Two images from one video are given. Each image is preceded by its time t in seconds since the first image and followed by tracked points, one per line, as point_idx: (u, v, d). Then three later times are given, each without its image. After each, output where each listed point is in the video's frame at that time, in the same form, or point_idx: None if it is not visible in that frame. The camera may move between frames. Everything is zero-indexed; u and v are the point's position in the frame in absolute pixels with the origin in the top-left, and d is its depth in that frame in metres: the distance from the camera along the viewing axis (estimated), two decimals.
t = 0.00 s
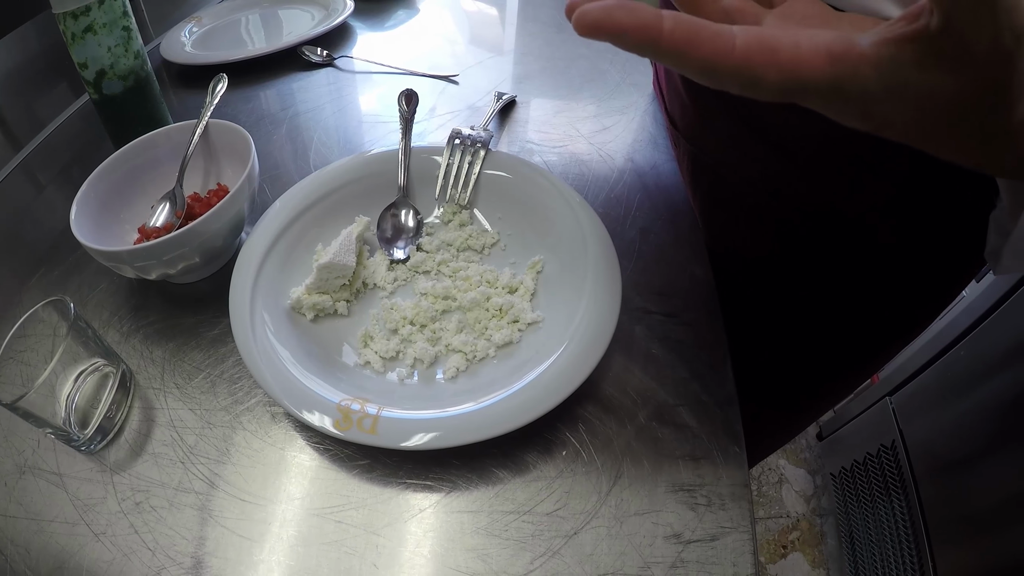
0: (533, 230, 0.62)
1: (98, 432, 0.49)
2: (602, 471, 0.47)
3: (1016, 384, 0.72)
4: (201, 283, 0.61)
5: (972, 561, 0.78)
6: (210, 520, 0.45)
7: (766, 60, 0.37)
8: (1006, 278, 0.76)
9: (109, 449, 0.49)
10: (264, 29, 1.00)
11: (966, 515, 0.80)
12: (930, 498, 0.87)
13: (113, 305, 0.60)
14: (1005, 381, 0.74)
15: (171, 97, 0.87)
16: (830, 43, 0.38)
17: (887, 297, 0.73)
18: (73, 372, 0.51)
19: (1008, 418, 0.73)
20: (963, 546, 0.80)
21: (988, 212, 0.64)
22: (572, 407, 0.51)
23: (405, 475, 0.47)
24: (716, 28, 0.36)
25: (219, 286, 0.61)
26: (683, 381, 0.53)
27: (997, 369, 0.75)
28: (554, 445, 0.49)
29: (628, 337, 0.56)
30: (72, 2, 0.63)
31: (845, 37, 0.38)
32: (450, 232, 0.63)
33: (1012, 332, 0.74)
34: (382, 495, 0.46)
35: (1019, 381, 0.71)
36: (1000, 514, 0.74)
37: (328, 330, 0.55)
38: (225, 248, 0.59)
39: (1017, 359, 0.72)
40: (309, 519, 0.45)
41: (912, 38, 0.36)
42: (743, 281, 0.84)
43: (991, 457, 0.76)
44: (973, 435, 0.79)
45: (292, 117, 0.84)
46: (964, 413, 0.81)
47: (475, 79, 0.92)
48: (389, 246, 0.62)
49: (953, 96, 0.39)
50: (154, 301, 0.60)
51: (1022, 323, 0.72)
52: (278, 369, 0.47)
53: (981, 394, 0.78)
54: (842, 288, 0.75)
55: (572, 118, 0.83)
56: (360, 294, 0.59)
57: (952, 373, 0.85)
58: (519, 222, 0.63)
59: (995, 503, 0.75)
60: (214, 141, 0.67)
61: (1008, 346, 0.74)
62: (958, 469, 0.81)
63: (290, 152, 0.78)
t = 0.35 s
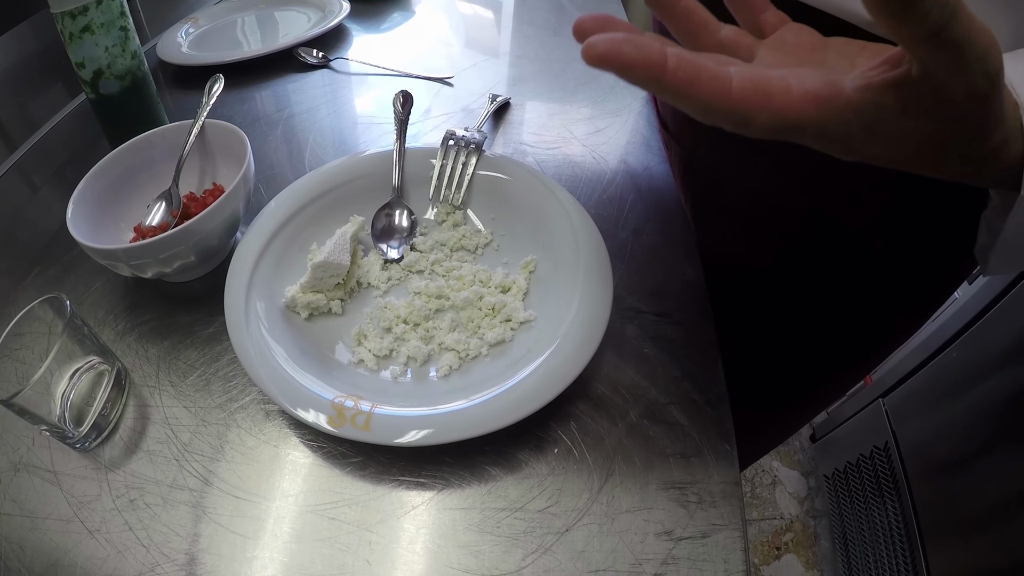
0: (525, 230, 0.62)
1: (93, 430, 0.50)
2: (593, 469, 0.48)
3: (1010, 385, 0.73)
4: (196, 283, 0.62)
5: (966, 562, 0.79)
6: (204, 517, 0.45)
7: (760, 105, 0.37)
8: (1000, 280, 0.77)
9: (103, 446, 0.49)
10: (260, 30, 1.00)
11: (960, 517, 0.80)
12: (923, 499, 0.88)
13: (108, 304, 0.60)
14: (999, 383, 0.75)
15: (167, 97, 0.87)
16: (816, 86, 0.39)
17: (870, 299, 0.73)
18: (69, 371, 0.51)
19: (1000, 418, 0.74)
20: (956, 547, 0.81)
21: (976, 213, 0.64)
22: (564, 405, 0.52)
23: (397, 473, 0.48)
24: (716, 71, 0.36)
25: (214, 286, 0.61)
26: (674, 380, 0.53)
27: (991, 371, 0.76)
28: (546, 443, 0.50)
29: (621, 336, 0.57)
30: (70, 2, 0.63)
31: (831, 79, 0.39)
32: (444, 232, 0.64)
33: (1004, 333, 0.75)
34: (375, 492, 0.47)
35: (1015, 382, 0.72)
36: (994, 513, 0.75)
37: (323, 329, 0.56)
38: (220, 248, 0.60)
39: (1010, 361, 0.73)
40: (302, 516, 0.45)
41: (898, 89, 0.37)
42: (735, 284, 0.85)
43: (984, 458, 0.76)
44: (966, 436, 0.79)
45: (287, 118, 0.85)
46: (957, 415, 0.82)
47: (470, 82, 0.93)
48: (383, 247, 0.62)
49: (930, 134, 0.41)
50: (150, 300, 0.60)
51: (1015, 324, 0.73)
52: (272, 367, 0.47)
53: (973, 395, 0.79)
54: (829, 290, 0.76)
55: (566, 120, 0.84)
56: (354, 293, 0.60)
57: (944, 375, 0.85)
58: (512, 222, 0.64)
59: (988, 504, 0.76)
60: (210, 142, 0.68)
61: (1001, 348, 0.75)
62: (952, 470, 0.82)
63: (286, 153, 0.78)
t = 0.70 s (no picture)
0: (525, 232, 0.63)
1: (97, 428, 0.50)
2: (593, 467, 0.49)
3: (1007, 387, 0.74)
4: (199, 284, 0.62)
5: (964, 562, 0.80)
6: (208, 515, 0.46)
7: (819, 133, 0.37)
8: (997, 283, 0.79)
9: (107, 445, 0.50)
10: (260, 34, 1.01)
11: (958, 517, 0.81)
12: (920, 499, 0.89)
13: (112, 304, 0.61)
14: (997, 385, 0.76)
15: (168, 100, 0.88)
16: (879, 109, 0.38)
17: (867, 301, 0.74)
18: (72, 370, 0.52)
19: (998, 420, 0.75)
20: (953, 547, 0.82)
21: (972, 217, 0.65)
22: (564, 405, 0.53)
23: (399, 471, 0.48)
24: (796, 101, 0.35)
25: (217, 287, 0.62)
26: (673, 380, 0.54)
27: (989, 373, 0.78)
28: (546, 441, 0.50)
29: (621, 337, 0.58)
30: (76, 5, 0.63)
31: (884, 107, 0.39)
32: (445, 234, 0.65)
33: (1002, 335, 0.76)
34: (377, 490, 0.47)
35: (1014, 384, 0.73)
36: (995, 512, 0.76)
37: (326, 329, 0.56)
38: (223, 249, 0.60)
39: (1009, 362, 0.74)
40: (305, 514, 0.46)
41: (886, 94, 0.38)
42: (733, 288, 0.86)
43: (982, 459, 0.77)
44: (965, 437, 0.81)
45: (288, 122, 0.85)
46: (955, 416, 0.83)
47: (470, 86, 0.93)
48: (385, 248, 0.63)
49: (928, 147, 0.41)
50: (153, 301, 0.61)
51: (1013, 326, 0.74)
52: (276, 365, 0.48)
53: (971, 397, 0.80)
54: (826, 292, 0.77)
55: (565, 124, 0.85)
56: (357, 294, 0.60)
57: (941, 377, 0.87)
58: (512, 224, 0.64)
59: (989, 504, 0.77)
60: (213, 144, 0.68)
61: (1000, 350, 0.76)
62: (950, 471, 0.83)
63: (287, 156, 0.79)
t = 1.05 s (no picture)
0: (522, 237, 0.64)
1: (94, 432, 0.50)
2: (590, 471, 0.49)
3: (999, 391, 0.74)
4: (195, 288, 0.62)
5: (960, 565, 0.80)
6: (206, 519, 0.46)
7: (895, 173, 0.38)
8: (987, 288, 0.79)
9: (104, 449, 0.50)
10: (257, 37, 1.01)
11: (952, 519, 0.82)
12: (915, 503, 0.90)
13: (108, 308, 0.60)
14: (990, 388, 0.77)
15: (164, 103, 0.88)
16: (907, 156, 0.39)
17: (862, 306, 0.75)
18: (69, 373, 0.51)
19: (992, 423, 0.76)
20: (948, 550, 0.82)
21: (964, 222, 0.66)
22: (560, 409, 0.53)
23: (397, 475, 0.49)
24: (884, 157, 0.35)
25: (214, 291, 0.62)
26: (669, 384, 0.54)
27: (982, 376, 0.78)
28: (543, 445, 0.50)
29: (617, 342, 0.58)
30: (74, 7, 0.63)
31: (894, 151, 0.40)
32: (442, 238, 0.65)
33: (994, 339, 0.77)
34: (374, 494, 0.47)
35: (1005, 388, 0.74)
36: (989, 515, 0.76)
37: (323, 333, 0.56)
38: (220, 253, 0.60)
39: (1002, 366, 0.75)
40: (303, 518, 0.46)
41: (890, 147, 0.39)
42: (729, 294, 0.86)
43: (977, 462, 0.78)
44: (958, 440, 0.81)
45: (284, 126, 0.85)
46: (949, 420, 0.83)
47: (466, 91, 0.94)
48: (383, 253, 0.63)
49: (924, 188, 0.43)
50: (150, 304, 0.60)
51: (1005, 330, 0.75)
52: (274, 370, 0.48)
53: (964, 401, 0.81)
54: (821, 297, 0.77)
55: (560, 130, 0.86)
56: (354, 298, 0.60)
57: (935, 381, 0.87)
58: (509, 228, 0.65)
59: (983, 507, 0.77)
60: (211, 148, 0.68)
61: (992, 354, 0.77)
62: (943, 475, 0.84)
63: (283, 160, 0.79)
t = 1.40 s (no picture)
0: (523, 235, 0.63)
1: (92, 430, 0.49)
2: (592, 470, 0.48)
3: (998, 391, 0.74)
4: (195, 285, 0.62)
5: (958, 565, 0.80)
6: (205, 517, 0.45)
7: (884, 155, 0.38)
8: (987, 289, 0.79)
9: (102, 447, 0.49)
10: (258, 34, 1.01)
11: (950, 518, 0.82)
12: (914, 503, 0.90)
13: (107, 304, 0.60)
14: (988, 388, 0.77)
15: (165, 100, 0.87)
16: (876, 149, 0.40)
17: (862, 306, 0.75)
18: (66, 371, 0.52)
19: (990, 423, 0.76)
20: (948, 551, 0.82)
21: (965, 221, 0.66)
22: (562, 407, 0.53)
23: (398, 473, 0.48)
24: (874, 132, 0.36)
25: (214, 288, 0.62)
26: (670, 383, 0.54)
27: (981, 377, 0.78)
28: (545, 444, 0.50)
29: (618, 340, 0.58)
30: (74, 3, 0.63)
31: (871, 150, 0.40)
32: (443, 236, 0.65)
33: (993, 339, 0.76)
34: (375, 493, 0.47)
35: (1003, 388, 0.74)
36: (989, 516, 0.76)
37: (324, 331, 0.56)
38: (221, 250, 0.60)
39: (1000, 367, 0.75)
40: (303, 517, 0.46)
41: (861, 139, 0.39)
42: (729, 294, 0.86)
43: (976, 462, 0.78)
44: (957, 440, 0.81)
45: (285, 123, 0.85)
46: (948, 419, 0.83)
47: (467, 89, 0.94)
48: (383, 250, 0.63)
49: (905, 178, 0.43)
50: (149, 301, 0.60)
51: (1004, 330, 0.75)
52: (274, 366, 0.47)
53: (963, 401, 0.81)
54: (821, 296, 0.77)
55: (561, 128, 0.86)
56: (355, 296, 0.60)
57: (934, 380, 0.87)
58: (511, 226, 0.64)
59: (982, 507, 0.77)
60: (211, 144, 0.68)
61: (991, 354, 0.77)
62: (943, 475, 0.84)
63: (284, 157, 0.79)
